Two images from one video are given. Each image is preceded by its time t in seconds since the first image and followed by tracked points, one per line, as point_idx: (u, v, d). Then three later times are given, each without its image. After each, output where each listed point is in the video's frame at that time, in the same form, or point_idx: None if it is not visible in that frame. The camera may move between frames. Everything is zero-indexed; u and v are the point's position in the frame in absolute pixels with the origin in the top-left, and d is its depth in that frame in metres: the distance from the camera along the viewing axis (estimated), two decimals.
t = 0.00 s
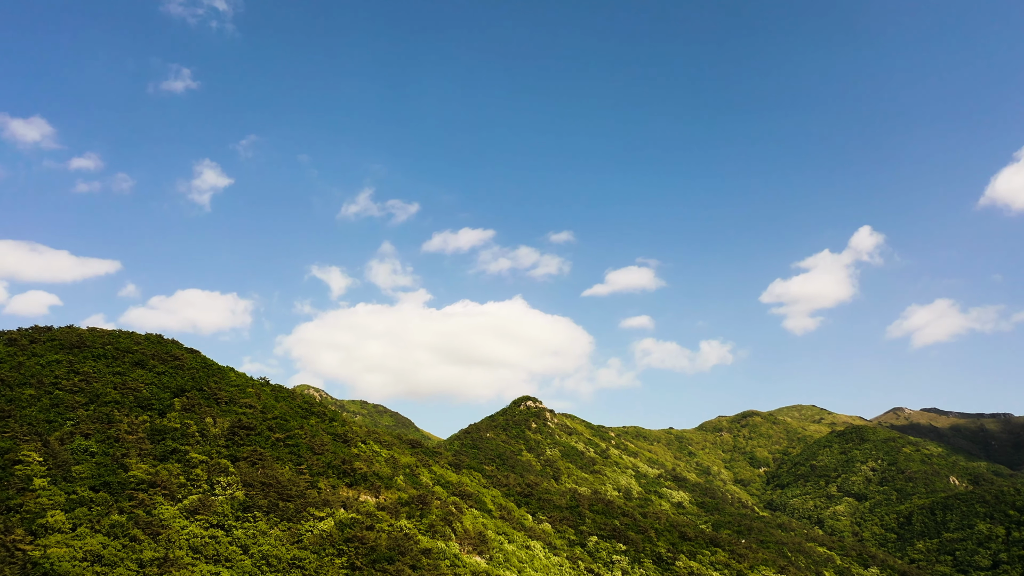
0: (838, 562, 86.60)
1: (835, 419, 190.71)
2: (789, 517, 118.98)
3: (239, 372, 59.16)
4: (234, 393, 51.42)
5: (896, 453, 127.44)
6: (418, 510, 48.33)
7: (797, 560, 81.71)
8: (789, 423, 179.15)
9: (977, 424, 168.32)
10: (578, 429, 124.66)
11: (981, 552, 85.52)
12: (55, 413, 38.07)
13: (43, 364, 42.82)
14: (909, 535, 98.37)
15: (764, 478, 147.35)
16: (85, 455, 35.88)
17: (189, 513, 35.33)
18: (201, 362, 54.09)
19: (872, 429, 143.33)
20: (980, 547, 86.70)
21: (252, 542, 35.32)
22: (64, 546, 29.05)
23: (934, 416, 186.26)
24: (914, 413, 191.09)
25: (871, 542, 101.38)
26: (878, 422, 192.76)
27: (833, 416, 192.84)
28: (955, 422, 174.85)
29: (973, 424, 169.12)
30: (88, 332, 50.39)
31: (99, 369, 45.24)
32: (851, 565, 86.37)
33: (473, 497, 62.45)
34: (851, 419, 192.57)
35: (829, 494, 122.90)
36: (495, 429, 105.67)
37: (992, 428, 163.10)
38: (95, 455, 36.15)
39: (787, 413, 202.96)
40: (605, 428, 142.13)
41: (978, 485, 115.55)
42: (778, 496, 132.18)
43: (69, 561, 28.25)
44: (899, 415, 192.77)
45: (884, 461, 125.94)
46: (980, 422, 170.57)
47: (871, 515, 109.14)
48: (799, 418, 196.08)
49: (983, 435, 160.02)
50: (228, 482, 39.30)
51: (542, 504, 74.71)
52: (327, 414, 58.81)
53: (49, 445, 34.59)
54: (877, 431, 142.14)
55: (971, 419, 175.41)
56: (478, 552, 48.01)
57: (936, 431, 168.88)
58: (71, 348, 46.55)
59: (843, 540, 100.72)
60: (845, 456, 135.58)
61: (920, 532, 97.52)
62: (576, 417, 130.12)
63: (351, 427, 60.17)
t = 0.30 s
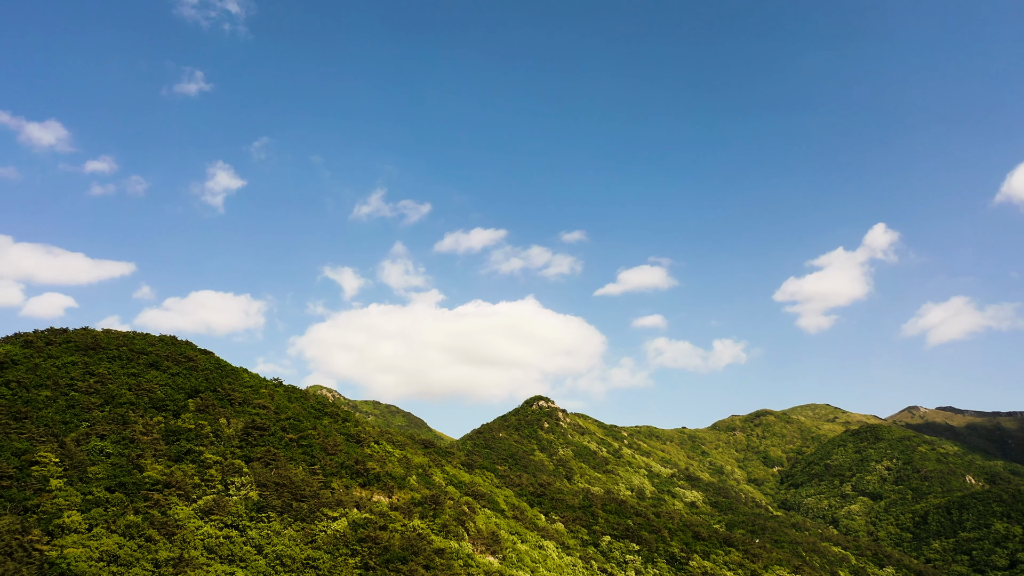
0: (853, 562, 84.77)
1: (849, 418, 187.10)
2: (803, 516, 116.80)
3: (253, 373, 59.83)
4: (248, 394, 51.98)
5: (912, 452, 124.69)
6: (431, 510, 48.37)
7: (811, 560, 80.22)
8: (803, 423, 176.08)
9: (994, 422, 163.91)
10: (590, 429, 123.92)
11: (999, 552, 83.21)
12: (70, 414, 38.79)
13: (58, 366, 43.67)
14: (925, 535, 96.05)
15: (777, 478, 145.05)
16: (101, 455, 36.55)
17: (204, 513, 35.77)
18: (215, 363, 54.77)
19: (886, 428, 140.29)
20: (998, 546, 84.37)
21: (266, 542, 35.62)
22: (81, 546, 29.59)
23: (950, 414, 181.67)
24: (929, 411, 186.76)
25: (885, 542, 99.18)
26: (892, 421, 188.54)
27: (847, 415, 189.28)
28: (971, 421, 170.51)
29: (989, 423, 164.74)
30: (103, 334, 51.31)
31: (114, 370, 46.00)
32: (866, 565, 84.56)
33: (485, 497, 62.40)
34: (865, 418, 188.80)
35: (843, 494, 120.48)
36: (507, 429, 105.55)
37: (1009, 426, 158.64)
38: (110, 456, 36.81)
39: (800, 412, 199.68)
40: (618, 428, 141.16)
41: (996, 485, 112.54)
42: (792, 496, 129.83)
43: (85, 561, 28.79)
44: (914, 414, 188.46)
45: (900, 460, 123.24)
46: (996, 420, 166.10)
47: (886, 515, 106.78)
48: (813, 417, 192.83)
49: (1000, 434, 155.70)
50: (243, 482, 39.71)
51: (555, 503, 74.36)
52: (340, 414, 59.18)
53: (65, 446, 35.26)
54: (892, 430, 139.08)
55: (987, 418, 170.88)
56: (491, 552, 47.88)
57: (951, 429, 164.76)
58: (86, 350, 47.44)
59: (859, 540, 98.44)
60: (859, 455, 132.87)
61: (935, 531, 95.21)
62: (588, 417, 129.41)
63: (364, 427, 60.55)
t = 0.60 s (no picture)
0: (868, 562, 82.97)
1: (863, 416, 183.54)
2: (817, 516, 114.55)
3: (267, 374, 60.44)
4: (261, 395, 52.52)
5: (927, 451, 122.09)
6: (444, 510, 48.43)
7: (827, 560, 78.74)
8: (817, 421, 173.17)
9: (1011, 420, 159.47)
10: (603, 429, 123.12)
11: (1018, 552, 80.95)
12: (86, 415, 39.50)
13: (74, 367, 44.50)
14: (941, 535, 93.84)
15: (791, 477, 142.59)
16: (116, 456, 37.15)
17: (219, 513, 36.16)
18: (228, 364, 55.41)
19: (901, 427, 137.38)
20: (1016, 546, 82.12)
21: (280, 542, 35.89)
22: (97, 546, 30.08)
23: (965, 413, 177.22)
24: (945, 410, 182.40)
25: (901, 541, 96.95)
26: (907, 420, 184.34)
27: (861, 414, 185.69)
28: (987, 419, 166.10)
29: (1006, 421, 160.20)
30: (118, 335, 52.15)
31: (128, 371, 46.75)
32: (881, 565, 82.78)
33: (498, 497, 62.33)
34: (879, 417, 185.04)
35: (857, 493, 118.11)
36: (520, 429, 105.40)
37: None
38: (125, 457, 37.39)
39: (814, 411, 196.42)
40: (630, 428, 140.14)
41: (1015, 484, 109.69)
42: (806, 495, 127.42)
43: (102, 561, 29.27)
44: (930, 413, 184.20)
45: (914, 459, 120.64)
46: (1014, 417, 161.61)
47: (902, 514, 104.45)
48: (827, 416, 189.57)
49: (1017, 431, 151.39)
50: (257, 483, 40.09)
51: (567, 503, 73.98)
52: (352, 415, 59.52)
53: (81, 448, 35.85)
54: (907, 429, 136.14)
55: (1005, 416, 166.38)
56: (504, 552, 47.76)
57: (967, 428, 160.70)
58: (101, 351, 48.29)
59: (874, 540, 96.14)
60: (874, 455, 130.19)
61: (951, 531, 92.94)
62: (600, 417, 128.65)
63: (377, 427, 60.88)
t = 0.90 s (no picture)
0: (883, 561, 81.16)
1: (878, 415, 179.95)
2: (831, 515, 112.34)
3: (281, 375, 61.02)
4: (274, 396, 53.06)
5: (942, 450, 119.42)
6: (457, 510, 48.42)
7: (842, 560, 77.16)
8: (831, 420, 170.19)
9: None
10: (615, 428, 122.24)
11: None
12: (101, 416, 40.22)
13: (89, 369, 45.35)
14: (957, 534, 91.65)
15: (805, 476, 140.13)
16: (132, 457, 37.78)
17: (233, 513, 36.55)
18: (241, 365, 56.04)
19: (915, 425, 134.52)
20: None
21: (294, 542, 36.16)
22: (112, 546, 30.59)
23: (981, 411, 172.98)
24: (961, 408, 178.18)
25: (916, 541, 94.68)
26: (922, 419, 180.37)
27: (876, 413, 182.11)
28: (1004, 417, 161.86)
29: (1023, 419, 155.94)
30: (132, 337, 53.04)
31: (143, 373, 47.52)
32: (897, 564, 80.94)
33: (511, 496, 62.13)
34: (893, 416, 181.30)
35: (872, 493, 115.67)
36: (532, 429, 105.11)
37: None
38: (140, 458, 37.99)
39: (828, 410, 193.12)
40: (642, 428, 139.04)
41: None
42: (820, 494, 125.05)
43: (118, 561, 29.76)
44: (945, 412, 180.08)
45: (929, 459, 118.03)
46: None
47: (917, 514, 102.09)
48: (841, 414, 186.32)
49: None
50: (270, 483, 40.45)
51: (580, 503, 73.57)
52: (365, 415, 59.84)
53: (96, 448, 36.49)
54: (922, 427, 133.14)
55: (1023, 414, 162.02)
56: (517, 552, 47.57)
57: (983, 426, 156.82)
58: (116, 353, 49.15)
59: (889, 539, 93.93)
60: (888, 454, 127.46)
61: (968, 531, 90.69)
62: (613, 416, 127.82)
63: (389, 428, 61.15)
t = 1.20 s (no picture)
0: (898, 561, 79.32)
1: (894, 414, 176.34)
2: (845, 515, 110.04)
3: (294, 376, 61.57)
4: (287, 396, 53.55)
5: (959, 448, 116.58)
6: (469, 510, 48.38)
7: (855, 559, 75.66)
8: (845, 419, 167.07)
9: None
10: (627, 428, 121.38)
11: None
12: (117, 417, 40.92)
13: (104, 370, 46.16)
14: (974, 534, 89.34)
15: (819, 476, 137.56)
16: (147, 458, 38.38)
17: (248, 514, 36.93)
18: (254, 367, 56.66)
19: (931, 423, 131.45)
20: None
21: (308, 542, 36.40)
22: (128, 546, 31.08)
23: (996, 410, 168.76)
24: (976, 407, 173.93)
25: (931, 540, 92.40)
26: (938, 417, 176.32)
27: (891, 411, 178.48)
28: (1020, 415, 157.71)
29: None
30: (146, 338, 53.91)
31: (157, 374, 48.26)
32: (912, 564, 79.05)
33: (523, 496, 61.93)
34: (907, 414, 177.43)
35: (887, 492, 113.23)
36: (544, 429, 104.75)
37: None
38: (156, 458, 38.58)
39: (843, 409, 189.75)
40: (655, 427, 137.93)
41: None
42: (835, 494, 122.67)
43: (134, 561, 30.23)
44: (960, 410, 176.06)
45: (945, 458, 115.24)
46: None
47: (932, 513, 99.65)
48: (855, 413, 182.98)
49: None
50: (284, 484, 40.81)
51: (593, 503, 73.12)
52: (378, 415, 60.12)
53: (112, 449, 37.12)
54: (937, 425, 130.06)
55: None
56: (530, 552, 47.37)
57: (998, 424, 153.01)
58: (130, 354, 49.99)
59: (904, 539, 91.80)
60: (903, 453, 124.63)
61: (985, 530, 88.37)
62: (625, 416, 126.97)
63: (402, 428, 61.38)
